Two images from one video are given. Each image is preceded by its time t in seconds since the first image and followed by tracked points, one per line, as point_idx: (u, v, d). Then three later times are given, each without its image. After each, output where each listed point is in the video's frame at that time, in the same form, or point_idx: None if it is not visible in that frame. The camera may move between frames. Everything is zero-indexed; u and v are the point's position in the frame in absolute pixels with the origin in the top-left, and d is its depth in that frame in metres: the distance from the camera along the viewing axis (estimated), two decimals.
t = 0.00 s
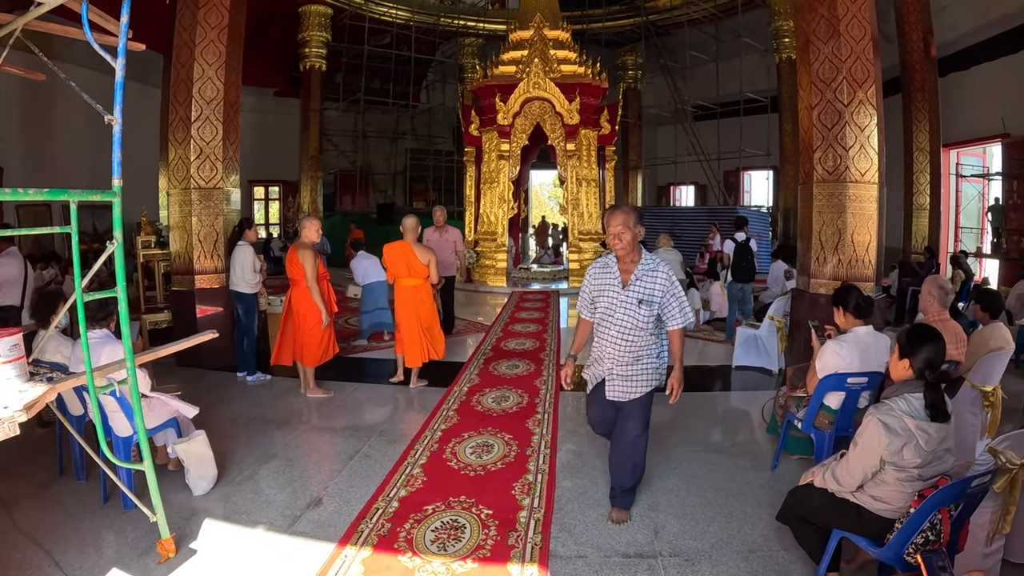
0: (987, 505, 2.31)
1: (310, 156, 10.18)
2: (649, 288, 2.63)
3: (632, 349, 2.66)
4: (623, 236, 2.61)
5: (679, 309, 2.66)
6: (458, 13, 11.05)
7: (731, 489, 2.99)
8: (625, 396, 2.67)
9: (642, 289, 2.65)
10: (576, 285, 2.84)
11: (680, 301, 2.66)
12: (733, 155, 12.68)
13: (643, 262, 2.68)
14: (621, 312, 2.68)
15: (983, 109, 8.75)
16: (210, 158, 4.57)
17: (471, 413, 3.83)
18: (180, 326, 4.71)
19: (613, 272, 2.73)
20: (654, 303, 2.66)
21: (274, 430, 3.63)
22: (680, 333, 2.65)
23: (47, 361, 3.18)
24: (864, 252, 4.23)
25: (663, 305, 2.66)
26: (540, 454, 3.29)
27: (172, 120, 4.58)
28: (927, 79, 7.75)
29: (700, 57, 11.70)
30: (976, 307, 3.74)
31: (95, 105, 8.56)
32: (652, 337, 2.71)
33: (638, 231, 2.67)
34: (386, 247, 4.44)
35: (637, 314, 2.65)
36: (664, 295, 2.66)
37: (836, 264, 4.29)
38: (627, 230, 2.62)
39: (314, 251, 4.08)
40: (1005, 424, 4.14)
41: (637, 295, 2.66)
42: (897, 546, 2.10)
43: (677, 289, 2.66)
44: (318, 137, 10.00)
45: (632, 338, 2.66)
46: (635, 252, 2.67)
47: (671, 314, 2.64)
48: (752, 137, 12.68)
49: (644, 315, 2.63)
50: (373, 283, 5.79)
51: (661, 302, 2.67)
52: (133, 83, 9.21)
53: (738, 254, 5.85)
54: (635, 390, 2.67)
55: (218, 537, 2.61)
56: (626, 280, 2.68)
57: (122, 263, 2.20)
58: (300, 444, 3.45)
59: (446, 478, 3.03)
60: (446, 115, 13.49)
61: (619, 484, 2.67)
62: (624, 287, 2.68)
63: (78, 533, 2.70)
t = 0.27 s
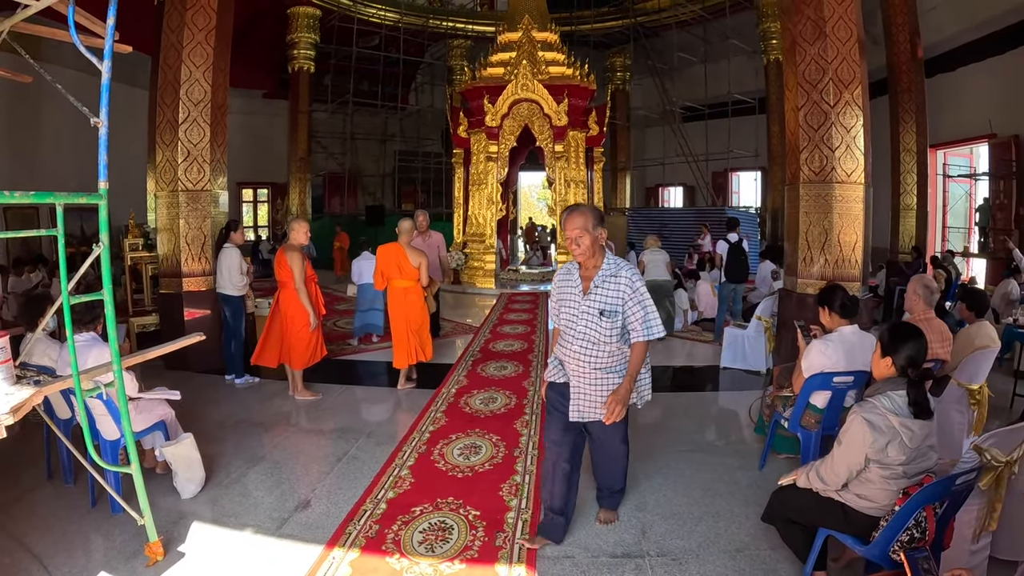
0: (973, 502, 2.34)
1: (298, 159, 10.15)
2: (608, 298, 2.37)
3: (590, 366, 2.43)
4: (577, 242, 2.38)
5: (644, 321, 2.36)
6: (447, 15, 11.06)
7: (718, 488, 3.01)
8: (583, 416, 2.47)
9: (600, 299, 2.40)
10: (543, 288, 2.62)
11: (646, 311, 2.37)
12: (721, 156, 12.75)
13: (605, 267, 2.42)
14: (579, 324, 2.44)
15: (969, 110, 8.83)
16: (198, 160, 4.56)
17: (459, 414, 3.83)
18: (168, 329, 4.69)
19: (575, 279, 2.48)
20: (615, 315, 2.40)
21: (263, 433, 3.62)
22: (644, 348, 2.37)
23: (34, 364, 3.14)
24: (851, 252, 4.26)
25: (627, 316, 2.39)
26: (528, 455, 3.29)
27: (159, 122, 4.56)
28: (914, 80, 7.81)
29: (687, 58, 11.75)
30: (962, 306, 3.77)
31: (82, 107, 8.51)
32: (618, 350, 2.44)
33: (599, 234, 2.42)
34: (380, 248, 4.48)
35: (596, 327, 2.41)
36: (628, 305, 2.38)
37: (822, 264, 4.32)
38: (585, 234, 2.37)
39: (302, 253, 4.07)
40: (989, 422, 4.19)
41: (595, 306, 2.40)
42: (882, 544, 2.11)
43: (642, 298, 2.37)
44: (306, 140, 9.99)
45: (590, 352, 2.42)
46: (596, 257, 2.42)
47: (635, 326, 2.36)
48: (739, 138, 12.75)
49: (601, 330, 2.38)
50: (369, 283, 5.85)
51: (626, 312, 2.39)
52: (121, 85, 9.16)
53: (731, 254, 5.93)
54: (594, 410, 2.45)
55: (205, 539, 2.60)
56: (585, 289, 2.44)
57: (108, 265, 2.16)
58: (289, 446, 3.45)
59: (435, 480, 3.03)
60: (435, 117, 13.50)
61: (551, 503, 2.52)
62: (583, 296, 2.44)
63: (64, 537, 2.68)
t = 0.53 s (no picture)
0: (962, 500, 2.35)
1: (289, 161, 10.12)
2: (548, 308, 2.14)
3: (532, 386, 2.20)
4: (513, 247, 2.15)
5: (592, 333, 2.15)
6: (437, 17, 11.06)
7: (708, 488, 3.02)
8: (526, 443, 2.22)
9: (541, 310, 2.17)
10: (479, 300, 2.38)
11: (594, 323, 2.15)
12: (711, 157, 12.79)
13: (545, 275, 2.19)
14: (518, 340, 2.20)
15: (957, 110, 8.89)
16: (187, 163, 4.55)
17: (449, 417, 3.83)
18: (158, 333, 4.68)
19: (512, 290, 2.26)
20: (559, 328, 2.17)
21: (253, 436, 3.61)
22: (593, 365, 2.15)
23: (23, 368, 3.12)
24: (839, 252, 4.29)
25: (571, 329, 2.17)
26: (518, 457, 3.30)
27: (148, 125, 4.54)
28: (903, 81, 7.86)
29: (677, 59, 11.79)
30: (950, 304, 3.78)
31: (71, 110, 8.47)
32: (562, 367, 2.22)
33: (539, 239, 2.19)
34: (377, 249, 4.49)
35: (536, 342, 2.18)
36: (572, 317, 2.16)
37: (812, 264, 4.34)
38: (520, 238, 2.15)
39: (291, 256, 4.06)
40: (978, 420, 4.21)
41: (536, 318, 2.17)
42: (871, 543, 2.12)
43: (588, 309, 2.15)
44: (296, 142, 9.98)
45: (533, 370, 2.19)
46: (534, 264, 2.19)
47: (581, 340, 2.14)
48: (729, 140, 12.80)
49: (542, 344, 2.15)
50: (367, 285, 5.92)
51: (569, 324, 2.18)
52: (110, 88, 9.12)
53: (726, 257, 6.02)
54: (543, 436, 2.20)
55: (195, 544, 2.59)
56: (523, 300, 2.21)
57: (96, 268, 2.14)
58: (279, 450, 3.44)
59: (425, 482, 3.02)
60: (425, 119, 13.51)
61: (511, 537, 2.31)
62: (522, 307, 2.21)
63: (53, 542, 2.67)
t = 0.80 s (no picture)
0: (956, 501, 2.36)
1: (283, 164, 10.12)
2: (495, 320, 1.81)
3: (483, 411, 1.85)
4: (452, 250, 1.85)
5: (550, 348, 1.83)
6: (431, 19, 11.07)
7: (702, 490, 3.02)
8: (480, 477, 1.87)
9: (487, 322, 1.83)
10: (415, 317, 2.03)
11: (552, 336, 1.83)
12: (705, 158, 12.83)
13: (489, 283, 1.87)
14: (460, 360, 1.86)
15: (950, 110, 8.93)
16: (180, 166, 4.54)
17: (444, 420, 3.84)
18: (151, 336, 4.67)
19: (453, 300, 1.92)
20: (511, 341, 1.83)
21: (248, 440, 3.60)
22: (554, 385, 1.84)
23: (16, 372, 3.10)
24: (833, 252, 4.30)
25: (524, 343, 1.84)
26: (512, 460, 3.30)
27: (141, 128, 4.53)
28: (896, 81, 7.88)
29: (671, 60, 11.81)
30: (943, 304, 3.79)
31: (64, 113, 8.44)
32: (515, 387, 1.88)
33: (482, 242, 1.90)
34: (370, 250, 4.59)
35: (480, 361, 1.84)
36: (524, 330, 1.84)
37: (806, 265, 4.35)
38: (461, 240, 1.86)
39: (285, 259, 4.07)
40: (972, 419, 4.22)
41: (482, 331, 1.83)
42: (864, 544, 2.12)
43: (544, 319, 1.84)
44: (291, 144, 9.98)
45: (480, 393, 1.84)
46: (478, 269, 1.88)
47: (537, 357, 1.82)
48: (723, 140, 12.82)
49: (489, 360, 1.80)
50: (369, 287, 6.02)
51: (522, 338, 1.85)
52: (103, 90, 9.10)
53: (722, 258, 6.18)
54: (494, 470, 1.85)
55: (188, 548, 2.58)
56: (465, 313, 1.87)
57: (88, 274, 2.12)
58: (273, 454, 3.43)
59: (418, 486, 3.02)
60: (420, 121, 13.52)
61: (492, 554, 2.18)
62: (465, 320, 1.87)
63: (46, 547, 2.66)
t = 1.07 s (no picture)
0: (954, 503, 2.35)
1: (282, 165, 10.11)
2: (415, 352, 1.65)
3: (404, 450, 1.73)
4: (372, 269, 1.69)
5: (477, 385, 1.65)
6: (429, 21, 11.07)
7: (699, 492, 3.02)
8: (404, 519, 1.74)
9: (409, 352, 1.68)
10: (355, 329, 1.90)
11: (482, 370, 1.65)
12: (704, 159, 12.82)
13: (414, 306, 1.69)
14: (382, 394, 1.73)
15: (949, 110, 8.92)
16: (177, 169, 4.55)
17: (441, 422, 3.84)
18: (149, 338, 4.67)
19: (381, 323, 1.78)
20: (434, 375, 1.67)
21: (245, 442, 3.60)
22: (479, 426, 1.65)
23: (13, 375, 3.10)
24: (831, 253, 4.30)
25: (448, 375, 1.67)
26: (509, 462, 3.29)
27: (138, 130, 4.54)
28: (895, 82, 7.88)
29: (669, 61, 11.79)
30: (941, 305, 3.79)
31: (62, 116, 8.44)
32: (443, 422, 1.71)
33: (413, 254, 1.73)
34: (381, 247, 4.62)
35: (401, 396, 1.69)
36: (451, 364, 1.67)
37: (803, 266, 4.35)
38: (385, 251, 1.68)
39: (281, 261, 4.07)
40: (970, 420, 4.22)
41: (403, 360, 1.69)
42: (861, 548, 2.10)
43: (474, 351, 1.65)
44: (289, 145, 9.97)
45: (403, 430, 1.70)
46: (407, 285, 1.71)
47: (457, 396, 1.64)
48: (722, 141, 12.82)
49: (405, 398, 1.65)
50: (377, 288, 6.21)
51: (448, 371, 1.68)
52: (101, 93, 9.09)
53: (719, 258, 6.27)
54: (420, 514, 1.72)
55: (185, 551, 2.58)
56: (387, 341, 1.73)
57: (83, 277, 2.08)
58: (270, 456, 3.43)
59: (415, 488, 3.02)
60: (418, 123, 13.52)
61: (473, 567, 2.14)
62: (388, 345, 1.72)
63: (43, 549, 2.66)
